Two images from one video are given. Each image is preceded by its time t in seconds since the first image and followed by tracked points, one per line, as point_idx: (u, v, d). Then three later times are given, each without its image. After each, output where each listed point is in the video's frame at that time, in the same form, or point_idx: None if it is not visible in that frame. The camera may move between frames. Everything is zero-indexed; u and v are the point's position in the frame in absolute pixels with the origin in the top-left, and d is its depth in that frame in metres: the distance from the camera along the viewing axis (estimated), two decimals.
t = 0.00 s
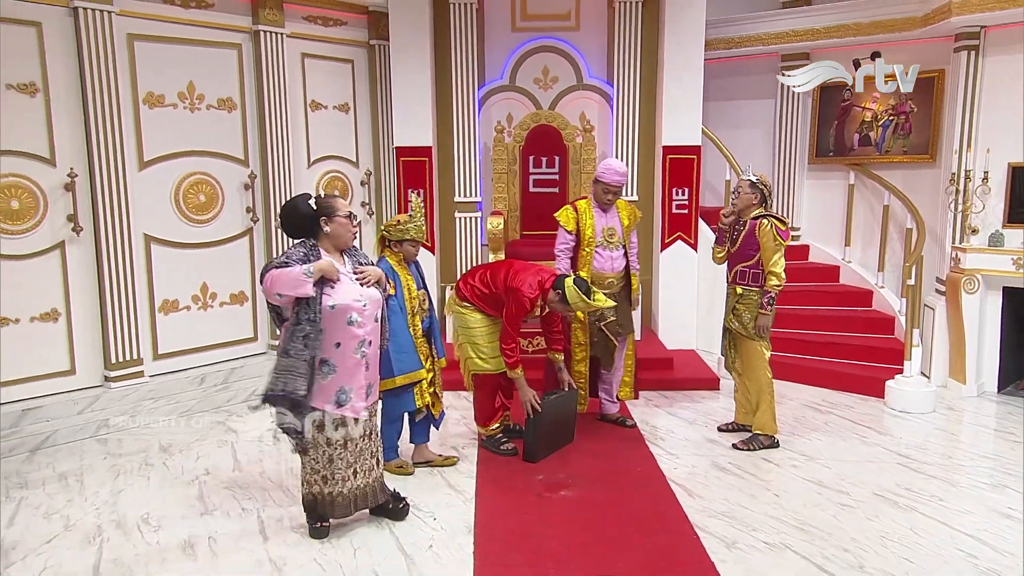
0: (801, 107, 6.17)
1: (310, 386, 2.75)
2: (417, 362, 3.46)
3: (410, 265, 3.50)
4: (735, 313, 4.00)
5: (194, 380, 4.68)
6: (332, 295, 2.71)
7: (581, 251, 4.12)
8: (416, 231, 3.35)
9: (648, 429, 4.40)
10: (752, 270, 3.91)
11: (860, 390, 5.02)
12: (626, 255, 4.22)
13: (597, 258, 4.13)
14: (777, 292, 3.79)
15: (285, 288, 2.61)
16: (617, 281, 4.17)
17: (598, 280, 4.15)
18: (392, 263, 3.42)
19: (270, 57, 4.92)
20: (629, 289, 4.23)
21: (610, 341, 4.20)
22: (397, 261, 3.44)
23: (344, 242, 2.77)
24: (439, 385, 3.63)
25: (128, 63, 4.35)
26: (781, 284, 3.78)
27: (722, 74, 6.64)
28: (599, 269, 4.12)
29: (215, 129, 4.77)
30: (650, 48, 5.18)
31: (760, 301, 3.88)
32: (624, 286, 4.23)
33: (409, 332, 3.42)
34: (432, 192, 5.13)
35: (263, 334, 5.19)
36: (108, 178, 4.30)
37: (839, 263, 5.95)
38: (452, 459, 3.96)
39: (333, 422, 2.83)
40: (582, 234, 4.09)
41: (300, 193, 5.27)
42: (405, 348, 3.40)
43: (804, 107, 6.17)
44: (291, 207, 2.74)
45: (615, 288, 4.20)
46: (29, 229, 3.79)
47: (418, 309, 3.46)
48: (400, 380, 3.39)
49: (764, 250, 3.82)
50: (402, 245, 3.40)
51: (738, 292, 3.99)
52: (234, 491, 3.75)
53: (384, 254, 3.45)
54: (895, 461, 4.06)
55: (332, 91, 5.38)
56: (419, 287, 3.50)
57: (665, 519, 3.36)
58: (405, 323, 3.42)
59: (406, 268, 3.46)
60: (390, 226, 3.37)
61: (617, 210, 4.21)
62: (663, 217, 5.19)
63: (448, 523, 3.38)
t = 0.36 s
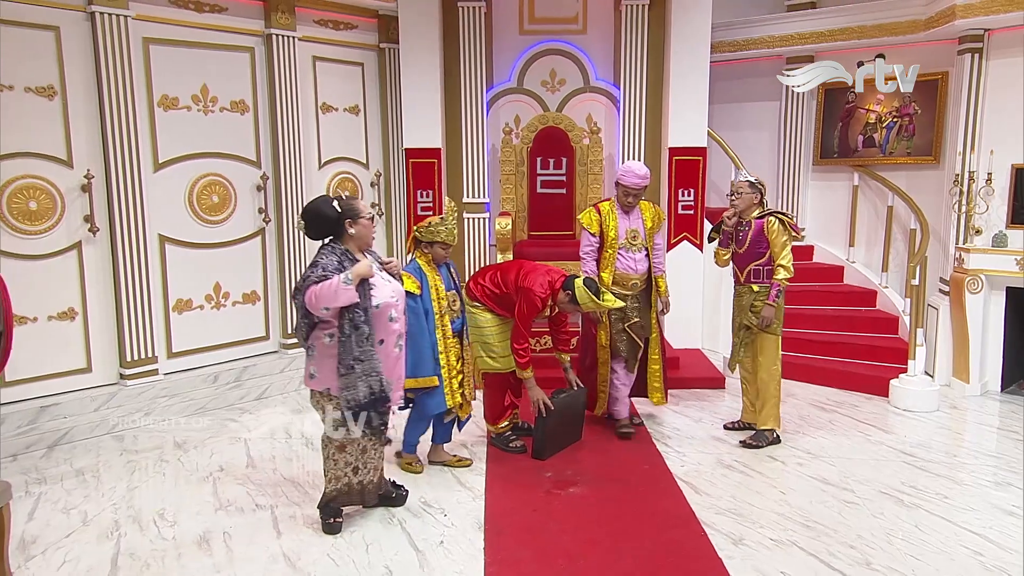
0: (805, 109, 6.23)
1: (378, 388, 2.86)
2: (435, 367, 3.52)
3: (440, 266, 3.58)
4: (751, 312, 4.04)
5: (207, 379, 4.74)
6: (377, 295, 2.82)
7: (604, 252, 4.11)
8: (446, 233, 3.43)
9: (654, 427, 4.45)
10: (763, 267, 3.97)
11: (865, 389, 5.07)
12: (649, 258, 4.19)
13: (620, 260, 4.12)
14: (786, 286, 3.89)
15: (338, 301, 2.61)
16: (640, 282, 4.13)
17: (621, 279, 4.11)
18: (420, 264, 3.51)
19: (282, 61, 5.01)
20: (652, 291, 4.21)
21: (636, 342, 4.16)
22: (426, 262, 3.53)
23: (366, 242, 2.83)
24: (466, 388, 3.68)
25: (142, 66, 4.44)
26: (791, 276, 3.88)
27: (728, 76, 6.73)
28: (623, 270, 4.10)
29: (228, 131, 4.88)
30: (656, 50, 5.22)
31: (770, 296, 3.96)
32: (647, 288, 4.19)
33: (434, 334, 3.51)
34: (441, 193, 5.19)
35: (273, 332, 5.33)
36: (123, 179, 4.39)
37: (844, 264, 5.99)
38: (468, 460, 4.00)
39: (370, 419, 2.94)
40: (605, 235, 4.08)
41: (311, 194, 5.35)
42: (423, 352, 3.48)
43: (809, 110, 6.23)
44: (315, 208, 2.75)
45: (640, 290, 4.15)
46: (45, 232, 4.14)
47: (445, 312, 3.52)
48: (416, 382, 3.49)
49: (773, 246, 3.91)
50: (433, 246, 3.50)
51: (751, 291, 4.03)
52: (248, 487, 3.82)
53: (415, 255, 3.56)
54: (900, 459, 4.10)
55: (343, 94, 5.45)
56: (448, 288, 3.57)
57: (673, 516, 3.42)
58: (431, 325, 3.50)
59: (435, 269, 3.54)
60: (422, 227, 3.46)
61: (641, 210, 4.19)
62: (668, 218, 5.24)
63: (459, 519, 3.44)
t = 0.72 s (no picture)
0: (808, 110, 6.29)
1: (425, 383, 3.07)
2: (464, 371, 3.50)
3: (466, 269, 3.59)
4: (764, 313, 4.18)
5: (218, 377, 4.83)
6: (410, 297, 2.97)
7: (625, 262, 4.10)
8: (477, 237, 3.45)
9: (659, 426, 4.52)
10: (776, 268, 4.10)
11: (866, 388, 5.13)
12: (670, 260, 4.20)
13: (643, 266, 4.11)
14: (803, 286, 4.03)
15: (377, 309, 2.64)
16: (665, 286, 4.15)
17: (648, 285, 4.12)
18: (448, 266, 3.51)
19: (292, 64, 5.09)
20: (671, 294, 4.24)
21: (660, 345, 4.22)
22: (453, 264, 3.53)
23: (393, 245, 2.93)
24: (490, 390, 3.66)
25: (156, 70, 4.52)
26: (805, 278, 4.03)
27: (732, 79, 6.79)
28: (647, 276, 4.10)
29: (239, 133, 4.95)
30: (661, 54, 5.29)
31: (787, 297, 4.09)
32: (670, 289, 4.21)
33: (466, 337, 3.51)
34: (448, 194, 5.27)
35: (283, 332, 5.40)
36: (137, 181, 4.46)
37: (846, 264, 6.05)
38: (476, 458, 4.08)
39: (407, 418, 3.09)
40: (626, 245, 4.07)
41: (320, 196, 5.44)
42: (453, 355, 3.46)
43: (812, 111, 6.30)
44: (347, 211, 2.82)
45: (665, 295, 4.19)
46: (61, 232, 4.22)
47: (474, 315, 3.53)
48: (447, 386, 3.47)
49: (786, 248, 4.04)
50: (459, 248, 3.51)
51: (763, 292, 4.15)
52: (259, 484, 3.89)
53: (439, 258, 3.54)
54: (903, 457, 4.16)
55: (352, 97, 5.53)
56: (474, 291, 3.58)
57: (678, 513, 3.48)
58: (462, 328, 3.48)
59: (462, 271, 3.56)
60: (452, 228, 3.45)
61: (657, 213, 4.20)
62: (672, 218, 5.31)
63: (468, 516, 3.50)
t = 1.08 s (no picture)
0: (808, 112, 6.36)
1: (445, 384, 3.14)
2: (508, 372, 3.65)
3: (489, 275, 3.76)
4: (780, 315, 4.29)
5: (226, 376, 4.90)
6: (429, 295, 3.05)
7: (636, 263, 4.15)
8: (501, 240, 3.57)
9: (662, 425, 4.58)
10: (794, 270, 4.18)
11: (866, 387, 5.19)
12: (681, 261, 4.22)
13: (654, 267, 4.15)
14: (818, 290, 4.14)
15: (409, 315, 2.78)
16: (675, 288, 4.18)
17: (655, 286, 4.16)
18: (475, 270, 3.63)
19: (299, 67, 5.16)
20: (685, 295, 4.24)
21: (670, 348, 4.22)
22: (477, 268, 3.65)
23: (406, 245, 3.03)
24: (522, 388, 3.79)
25: (165, 73, 4.59)
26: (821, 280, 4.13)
27: (733, 82, 6.86)
28: (657, 278, 4.14)
29: (246, 135, 5.02)
30: (663, 57, 5.36)
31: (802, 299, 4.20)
32: (681, 291, 4.22)
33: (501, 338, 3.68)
34: (453, 196, 5.34)
35: (290, 332, 5.46)
36: (146, 183, 4.53)
37: (846, 265, 6.10)
38: (482, 455, 4.16)
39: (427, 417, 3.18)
40: (637, 245, 4.12)
41: (327, 197, 5.50)
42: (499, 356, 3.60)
43: (812, 114, 6.36)
44: (363, 213, 2.89)
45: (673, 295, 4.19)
46: (72, 233, 4.29)
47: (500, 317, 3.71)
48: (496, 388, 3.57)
49: (806, 251, 4.13)
50: (481, 252, 3.60)
51: (780, 293, 4.24)
52: (268, 481, 3.95)
53: (462, 262, 3.63)
54: (903, 456, 4.22)
55: (358, 99, 5.60)
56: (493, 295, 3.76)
57: (681, 511, 3.54)
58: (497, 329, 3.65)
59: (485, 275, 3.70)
60: (478, 236, 3.53)
61: (666, 212, 4.24)
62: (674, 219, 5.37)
63: (474, 512, 3.56)
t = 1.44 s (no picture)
0: (802, 115, 6.44)
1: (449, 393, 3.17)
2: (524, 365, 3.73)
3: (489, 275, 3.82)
4: (785, 315, 4.35)
5: (228, 375, 4.95)
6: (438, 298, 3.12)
7: (636, 262, 4.20)
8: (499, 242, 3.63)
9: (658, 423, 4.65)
10: (800, 272, 4.24)
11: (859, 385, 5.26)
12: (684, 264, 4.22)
13: (654, 267, 4.19)
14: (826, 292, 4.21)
15: (425, 320, 2.86)
16: (675, 290, 4.19)
17: (654, 286, 4.20)
18: (476, 271, 3.69)
19: (299, 70, 5.22)
20: (688, 297, 4.24)
21: (666, 349, 4.26)
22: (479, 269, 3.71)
23: (417, 248, 3.12)
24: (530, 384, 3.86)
25: (168, 76, 4.64)
26: (830, 284, 4.18)
27: (727, 85, 6.94)
28: (656, 279, 4.18)
29: (247, 137, 5.07)
30: (659, 61, 5.43)
31: (811, 301, 4.25)
32: (684, 295, 4.23)
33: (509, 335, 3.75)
34: (452, 197, 5.40)
35: (291, 331, 5.52)
36: (149, 184, 4.58)
37: (839, 265, 6.18)
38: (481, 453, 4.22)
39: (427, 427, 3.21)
40: (635, 244, 4.19)
41: (327, 198, 5.56)
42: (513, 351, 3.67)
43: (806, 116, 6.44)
44: (381, 211, 2.97)
45: (674, 296, 4.21)
46: (75, 234, 4.33)
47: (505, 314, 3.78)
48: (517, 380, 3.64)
49: (813, 254, 4.19)
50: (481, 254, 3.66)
51: (785, 293, 4.31)
52: (270, 478, 4.00)
53: (463, 263, 3.69)
54: (895, 453, 4.29)
55: (358, 101, 5.66)
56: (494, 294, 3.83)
57: (678, 508, 3.61)
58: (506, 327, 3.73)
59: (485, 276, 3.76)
60: (479, 238, 3.60)
61: (671, 213, 4.26)
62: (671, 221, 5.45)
63: (473, 509, 3.62)
